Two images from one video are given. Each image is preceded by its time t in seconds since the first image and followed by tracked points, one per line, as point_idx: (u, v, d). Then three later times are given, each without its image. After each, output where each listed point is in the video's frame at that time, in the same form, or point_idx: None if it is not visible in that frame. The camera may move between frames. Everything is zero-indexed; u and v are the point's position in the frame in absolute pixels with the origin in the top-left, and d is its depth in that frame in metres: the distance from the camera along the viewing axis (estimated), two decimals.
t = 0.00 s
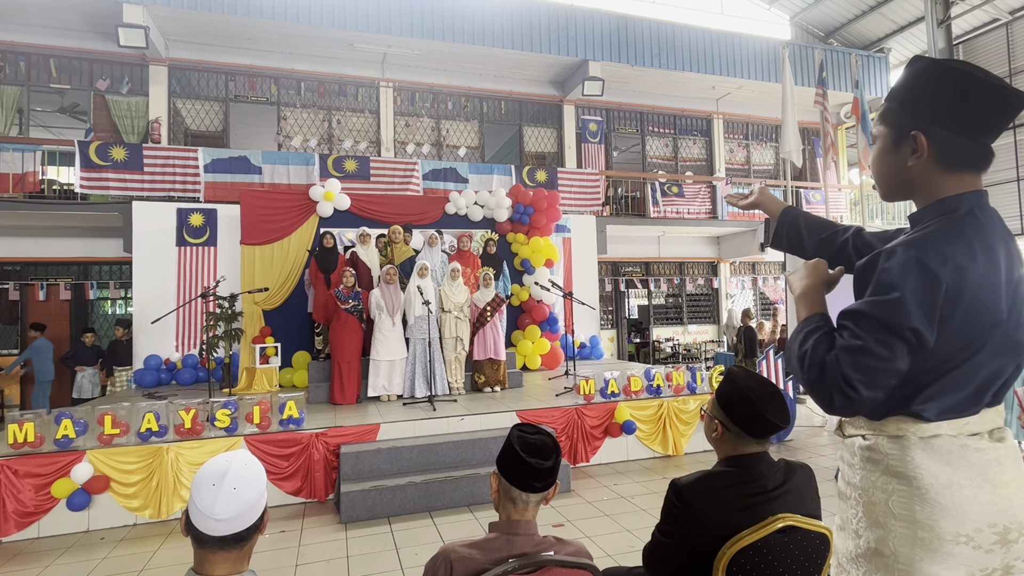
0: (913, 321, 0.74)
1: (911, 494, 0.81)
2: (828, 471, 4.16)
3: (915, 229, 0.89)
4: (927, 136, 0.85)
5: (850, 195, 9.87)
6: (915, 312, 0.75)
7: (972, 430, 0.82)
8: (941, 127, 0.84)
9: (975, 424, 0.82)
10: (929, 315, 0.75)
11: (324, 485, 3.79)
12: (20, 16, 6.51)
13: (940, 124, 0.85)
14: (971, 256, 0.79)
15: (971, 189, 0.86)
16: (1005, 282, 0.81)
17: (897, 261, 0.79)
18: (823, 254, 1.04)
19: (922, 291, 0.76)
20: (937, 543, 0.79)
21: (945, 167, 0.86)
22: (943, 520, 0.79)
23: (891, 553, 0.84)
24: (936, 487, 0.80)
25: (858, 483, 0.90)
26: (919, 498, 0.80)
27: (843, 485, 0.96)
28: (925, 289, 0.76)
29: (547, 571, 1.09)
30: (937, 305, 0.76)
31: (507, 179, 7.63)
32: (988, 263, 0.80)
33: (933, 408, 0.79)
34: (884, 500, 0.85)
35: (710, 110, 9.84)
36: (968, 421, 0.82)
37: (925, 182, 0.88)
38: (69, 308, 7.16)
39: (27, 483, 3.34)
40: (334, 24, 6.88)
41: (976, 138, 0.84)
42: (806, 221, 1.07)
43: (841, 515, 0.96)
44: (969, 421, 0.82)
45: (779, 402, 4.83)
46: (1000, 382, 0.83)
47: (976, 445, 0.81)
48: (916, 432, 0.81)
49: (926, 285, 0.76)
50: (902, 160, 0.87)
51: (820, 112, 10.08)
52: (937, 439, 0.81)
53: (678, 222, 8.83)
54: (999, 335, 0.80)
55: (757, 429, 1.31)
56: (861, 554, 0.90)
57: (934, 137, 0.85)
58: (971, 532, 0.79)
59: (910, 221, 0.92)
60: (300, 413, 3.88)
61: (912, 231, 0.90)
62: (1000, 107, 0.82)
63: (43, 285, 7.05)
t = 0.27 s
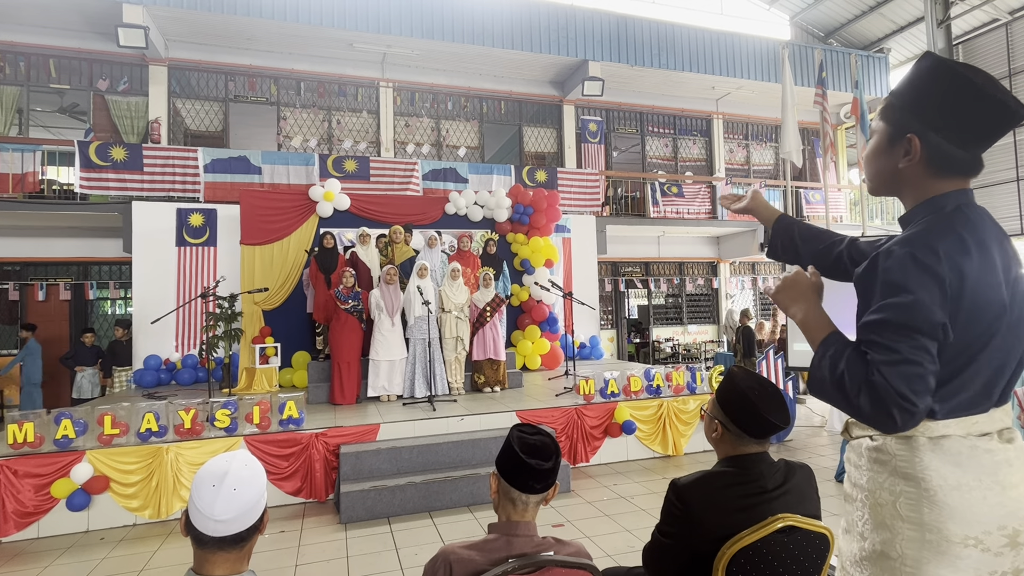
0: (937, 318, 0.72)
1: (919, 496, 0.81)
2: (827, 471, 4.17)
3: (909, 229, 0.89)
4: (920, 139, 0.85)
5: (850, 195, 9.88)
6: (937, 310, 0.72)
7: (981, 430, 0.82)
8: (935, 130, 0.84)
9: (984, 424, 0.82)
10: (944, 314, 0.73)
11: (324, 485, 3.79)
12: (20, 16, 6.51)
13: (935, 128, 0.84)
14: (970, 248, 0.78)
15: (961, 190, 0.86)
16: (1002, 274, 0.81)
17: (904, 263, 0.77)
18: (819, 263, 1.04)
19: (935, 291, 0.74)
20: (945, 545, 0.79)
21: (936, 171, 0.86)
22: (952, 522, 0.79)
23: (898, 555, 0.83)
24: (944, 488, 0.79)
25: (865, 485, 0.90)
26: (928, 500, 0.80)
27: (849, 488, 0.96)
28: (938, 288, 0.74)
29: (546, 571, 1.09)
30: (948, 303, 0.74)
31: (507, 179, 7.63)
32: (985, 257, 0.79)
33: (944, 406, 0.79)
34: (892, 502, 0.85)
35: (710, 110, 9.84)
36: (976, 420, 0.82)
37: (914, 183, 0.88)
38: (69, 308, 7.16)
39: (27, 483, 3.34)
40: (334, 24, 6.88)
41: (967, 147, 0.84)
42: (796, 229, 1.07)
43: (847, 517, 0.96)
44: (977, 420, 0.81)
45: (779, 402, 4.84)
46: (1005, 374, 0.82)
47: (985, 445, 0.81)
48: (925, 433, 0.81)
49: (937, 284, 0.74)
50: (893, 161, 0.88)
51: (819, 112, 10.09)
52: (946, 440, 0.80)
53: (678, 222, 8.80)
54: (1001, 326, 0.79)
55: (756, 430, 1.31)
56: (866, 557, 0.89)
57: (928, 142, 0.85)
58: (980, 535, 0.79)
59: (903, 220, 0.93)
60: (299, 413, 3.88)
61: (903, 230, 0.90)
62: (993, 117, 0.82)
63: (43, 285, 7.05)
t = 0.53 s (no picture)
0: (941, 316, 0.71)
1: (922, 496, 0.81)
2: (827, 471, 4.17)
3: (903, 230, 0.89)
4: (910, 141, 0.85)
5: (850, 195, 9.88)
6: (942, 310, 0.72)
7: (979, 428, 0.82)
8: (925, 132, 0.84)
9: (982, 421, 0.82)
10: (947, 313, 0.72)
11: (324, 485, 3.79)
12: (20, 16, 6.51)
13: (923, 129, 0.84)
14: (968, 246, 0.78)
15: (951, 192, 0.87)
16: (998, 273, 0.81)
17: (907, 264, 0.76)
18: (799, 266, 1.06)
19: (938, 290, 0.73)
20: (949, 545, 0.79)
21: (926, 172, 0.86)
22: (954, 521, 0.79)
23: (901, 556, 0.83)
24: (947, 488, 0.79)
25: (866, 486, 0.90)
26: (932, 501, 0.80)
27: (849, 488, 0.96)
28: (939, 288, 0.73)
29: (546, 571, 1.09)
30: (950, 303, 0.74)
31: (507, 179, 7.63)
32: (984, 255, 0.79)
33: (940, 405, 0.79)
34: (894, 503, 0.85)
35: (710, 110, 9.84)
36: (975, 418, 0.82)
37: (904, 185, 0.88)
38: (68, 308, 7.15)
39: (27, 483, 3.34)
40: (334, 24, 6.88)
41: (954, 149, 0.84)
42: (778, 231, 1.08)
43: (847, 519, 0.96)
44: (975, 418, 0.81)
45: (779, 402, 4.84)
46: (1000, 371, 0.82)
47: (985, 444, 0.80)
48: (926, 434, 0.81)
49: (939, 284, 0.74)
50: (883, 163, 0.88)
51: (819, 112, 10.09)
52: (947, 439, 0.80)
53: (678, 223, 8.78)
54: (998, 324, 0.79)
55: (757, 430, 1.31)
56: (868, 558, 0.89)
57: (917, 143, 0.85)
58: (982, 533, 0.79)
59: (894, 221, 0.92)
60: (299, 413, 3.88)
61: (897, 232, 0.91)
62: (982, 119, 0.82)
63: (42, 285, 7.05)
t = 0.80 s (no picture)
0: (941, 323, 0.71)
1: (889, 492, 0.80)
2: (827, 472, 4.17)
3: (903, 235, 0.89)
4: (907, 148, 0.85)
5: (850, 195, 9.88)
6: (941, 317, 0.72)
7: (953, 432, 0.80)
8: (920, 138, 0.84)
9: (956, 425, 0.80)
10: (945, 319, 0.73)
11: (324, 485, 3.79)
12: (21, 16, 6.51)
13: (919, 134, 0.84)
14: (966, 252, 0.78)
15: (952, 195, 0.86)
16: (996, 275, 0.81)
17: (906, 272, 0.76)
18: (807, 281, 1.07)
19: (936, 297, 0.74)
20: (913, 540, 0.78)
21: (926, 176, 0.86)
22: (920, 519, 0.78)
23: (868, 549, 0.83)
24: (915, 487, 0.78)
25: (841, 480, 0.89)
26: (899, 497, 0.79)
27: (825, 481, 0.95)
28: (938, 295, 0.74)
29: (546, 571, 1.09)
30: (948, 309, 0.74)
31: (507, 179, 7.64)
32: (980, 260, 0.79)
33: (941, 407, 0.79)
34: (864, 498, 0.84)
35: (710, 110, 9.84)
36: (948, 421, 0.80)
37: (907, 190, 0.88)
38: (69, 308, 7.15)
39: (27, 483, 3.34)
40: (334, 24, 6.88)
41: (952, 147, 0.84)
42: (787, 247, 1.10)
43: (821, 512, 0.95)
44: (950, 421, 0.80)
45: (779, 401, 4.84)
46: (1000, 372, 0.82)
47: (956, 447, 0.79)
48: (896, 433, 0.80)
49: (937, 292, 0.74)
50: (883, 171, 0.88)
51: (819, 112, 10.09)
52: (918, 439, 0.79)
53: (677, 223, 8.81)
54: (997, 326, 0.79)
55: (758, 430, 1.31)
56: (838, 548, 0.89)
57: (914, 148, 0.85)
58: (945, 531, 0.78)
59: (896, 227, 0.92)
60: (299, 413, 3.88)
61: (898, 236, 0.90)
62: (974, 117, 0.82)
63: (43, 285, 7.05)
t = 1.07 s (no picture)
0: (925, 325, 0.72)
1: (876, 488, 0.80)
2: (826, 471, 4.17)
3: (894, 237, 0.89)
4: (900, 149, 0.85)
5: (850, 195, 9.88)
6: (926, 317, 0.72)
7: (940, 430, 0.80)
8: (914, 139, 0.84)
9: (944, 423, 0.80)
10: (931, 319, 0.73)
11: (324, 485, 3.79)
12: (21, 16, 6.51)
13: (912, 136, 0.85)
14: (953, 254, 0.78)
15: (945, 198, 0.86)
16: (984, 277, 0.81)
17: (892, 272, 0.76)
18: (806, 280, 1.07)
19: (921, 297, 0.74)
20: (900, 535, 0.78)
21: (920, 177, 0.86)
22: (906, 514, 0.78)
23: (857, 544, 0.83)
24: (900, 483, 0.79)
25: (832, 477, 0.89)
26: (885, 493, 0.79)
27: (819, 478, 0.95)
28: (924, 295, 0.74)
29: (547, 572, 1.09)
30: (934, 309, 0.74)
31: (507, 179, 7.64)
32: (969, 260, 0.79)
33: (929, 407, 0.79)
34: (853, 493, 0.84)
35: (710, 110, 9.84)
36: (935, 420, 0.80)
37: (901, 191, 0.88)
38: (68, 308, 7.15)
39: (26, 483, 3.34)
40: (334, 24, 6.88)
41: (946, 147, 0.84)
42: (788, 247, 1.11)
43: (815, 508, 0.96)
44: (936, 420, 0.80)
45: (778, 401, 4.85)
46: (988, 375, 0.82)
47: (941, 444, 0.79)
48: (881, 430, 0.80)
49: (922, 292, 0.74)
50: (877, 172, 0.88)
51: (819, 112, 10.09)
52: (904, 436, 0.79)
53: (677, 223, 8.83)
54: (985, 328, 0.79)
55: (758, 430, 1.31)
56: (831, 544, 0.89)
57: (908, 150, 0.85)
58: (932, 526, 0.78)
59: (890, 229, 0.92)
60: (299, 413, 3.88)
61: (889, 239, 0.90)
62: (969, 118, 0.81)
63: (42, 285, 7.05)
